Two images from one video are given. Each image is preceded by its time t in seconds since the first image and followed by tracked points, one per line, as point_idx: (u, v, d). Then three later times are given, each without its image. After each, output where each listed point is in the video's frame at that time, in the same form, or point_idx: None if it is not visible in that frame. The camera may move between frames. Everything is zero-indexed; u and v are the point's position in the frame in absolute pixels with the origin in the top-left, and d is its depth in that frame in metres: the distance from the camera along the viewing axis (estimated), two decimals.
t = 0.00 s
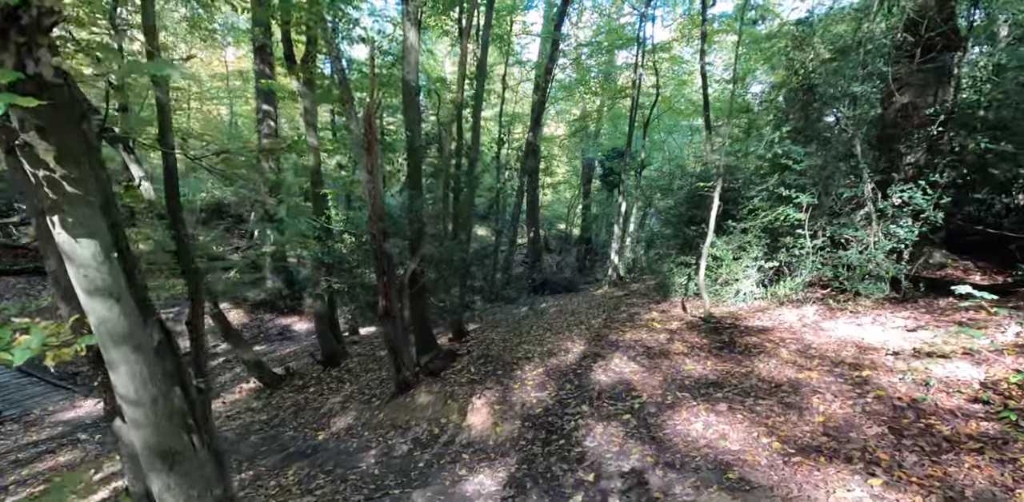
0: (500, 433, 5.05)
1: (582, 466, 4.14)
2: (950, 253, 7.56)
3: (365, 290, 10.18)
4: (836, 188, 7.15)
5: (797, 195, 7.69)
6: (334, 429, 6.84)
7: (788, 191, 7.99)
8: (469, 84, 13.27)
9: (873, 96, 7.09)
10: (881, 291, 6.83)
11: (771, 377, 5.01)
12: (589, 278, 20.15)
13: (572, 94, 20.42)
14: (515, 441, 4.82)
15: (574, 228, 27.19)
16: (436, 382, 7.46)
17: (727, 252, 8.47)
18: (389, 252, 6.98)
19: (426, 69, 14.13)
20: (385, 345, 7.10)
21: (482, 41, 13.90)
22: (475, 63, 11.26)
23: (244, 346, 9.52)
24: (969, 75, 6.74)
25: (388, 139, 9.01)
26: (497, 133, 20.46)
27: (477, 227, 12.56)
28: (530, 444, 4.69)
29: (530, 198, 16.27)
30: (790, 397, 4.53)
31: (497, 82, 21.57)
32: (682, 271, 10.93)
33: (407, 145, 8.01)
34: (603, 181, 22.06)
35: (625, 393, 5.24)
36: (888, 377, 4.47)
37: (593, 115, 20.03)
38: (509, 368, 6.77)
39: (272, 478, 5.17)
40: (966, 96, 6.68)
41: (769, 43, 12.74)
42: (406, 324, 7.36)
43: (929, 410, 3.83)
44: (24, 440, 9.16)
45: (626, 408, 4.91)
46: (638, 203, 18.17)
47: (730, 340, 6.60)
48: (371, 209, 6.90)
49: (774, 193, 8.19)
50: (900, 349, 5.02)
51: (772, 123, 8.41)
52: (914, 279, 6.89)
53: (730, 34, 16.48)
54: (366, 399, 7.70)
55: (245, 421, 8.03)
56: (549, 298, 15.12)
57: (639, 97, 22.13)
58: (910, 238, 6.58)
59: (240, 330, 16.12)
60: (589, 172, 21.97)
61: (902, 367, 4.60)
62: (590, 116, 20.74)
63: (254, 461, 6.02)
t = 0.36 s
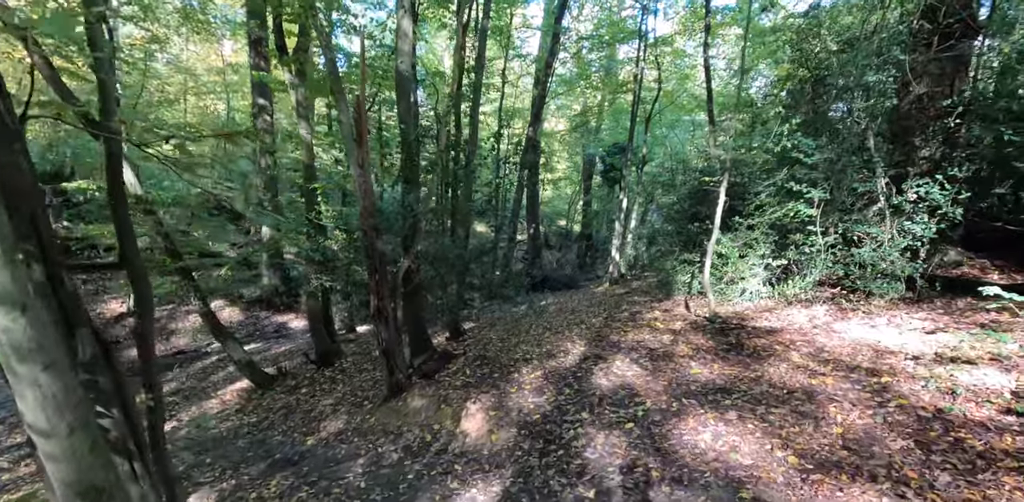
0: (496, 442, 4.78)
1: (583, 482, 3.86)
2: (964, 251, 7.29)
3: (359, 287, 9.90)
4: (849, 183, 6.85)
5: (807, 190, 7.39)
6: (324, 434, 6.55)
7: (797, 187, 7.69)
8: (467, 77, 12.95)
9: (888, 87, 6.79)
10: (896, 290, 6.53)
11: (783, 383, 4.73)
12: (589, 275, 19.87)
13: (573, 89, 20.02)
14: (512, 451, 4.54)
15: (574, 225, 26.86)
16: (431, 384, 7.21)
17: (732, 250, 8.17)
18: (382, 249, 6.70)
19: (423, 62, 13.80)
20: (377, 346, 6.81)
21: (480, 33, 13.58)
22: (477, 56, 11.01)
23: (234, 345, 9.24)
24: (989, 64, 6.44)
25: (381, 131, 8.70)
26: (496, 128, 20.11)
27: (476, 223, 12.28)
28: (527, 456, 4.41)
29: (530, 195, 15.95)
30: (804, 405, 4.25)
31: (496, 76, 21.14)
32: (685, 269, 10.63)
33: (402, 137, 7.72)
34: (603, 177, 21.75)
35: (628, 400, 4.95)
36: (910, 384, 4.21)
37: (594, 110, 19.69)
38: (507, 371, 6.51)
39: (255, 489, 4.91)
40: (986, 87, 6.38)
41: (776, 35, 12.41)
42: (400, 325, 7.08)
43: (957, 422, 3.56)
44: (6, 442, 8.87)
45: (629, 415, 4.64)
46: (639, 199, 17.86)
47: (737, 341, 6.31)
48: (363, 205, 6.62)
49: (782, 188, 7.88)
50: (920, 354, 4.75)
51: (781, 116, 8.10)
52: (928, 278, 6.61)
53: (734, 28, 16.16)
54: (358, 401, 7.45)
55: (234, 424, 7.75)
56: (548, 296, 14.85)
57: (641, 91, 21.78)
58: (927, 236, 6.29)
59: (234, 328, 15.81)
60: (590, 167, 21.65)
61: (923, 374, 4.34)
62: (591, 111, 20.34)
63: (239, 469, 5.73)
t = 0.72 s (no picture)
0: (494, 446, 4.53)
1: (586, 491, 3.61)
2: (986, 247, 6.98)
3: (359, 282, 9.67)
4: (868, 175, 6.53)
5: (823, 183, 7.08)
6: (318, 435, 6.31)
7: (812, 180, 7.37)
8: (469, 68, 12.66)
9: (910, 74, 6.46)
10: (918, 288, 6.21)
11: (802, 385, 4.45)
12: (594, 271, 19.57)
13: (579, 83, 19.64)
14: (511, 457, 4.30)
15: (578, 221, 26.52)
16: (430, 383, 6.97)
17: (744, 245, 7.86)
18: (379, 242, 6.44)
19: (424, 53, 13.51)
20: (374, 344, 6.56)
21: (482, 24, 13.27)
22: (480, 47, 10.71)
23: (230, 341, 9.03)
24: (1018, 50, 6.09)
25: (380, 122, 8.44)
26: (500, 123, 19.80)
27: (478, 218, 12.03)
28: (527, 462, 4.17)
29: (534, 189, 15.66)
30: (825, 409, 3.97)
31: (500, 70, 20.77)
32: (693, 265, 10.32)
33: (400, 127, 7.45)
34: (608, 172, 21.41)
35: (635, 402, 4.67)
36: (940, 389, 3.95)
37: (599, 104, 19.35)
38: (509, 369, 6.26)
39: (240, 494, 4.70)
40: (1015, 74, 6.04)
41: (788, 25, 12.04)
42: (397, 321, 6.83)
43: (993, 431, 3.31)
44: None
45: (636, 418, 4.37)
46: (645, 194, 17.54)
47: (750, 341, 6.03)
48: (359, 196, 6.36)
49: (797, 181, 7.57)
50: (948, 356, 4.48)
51: (796, 106, 7.76)
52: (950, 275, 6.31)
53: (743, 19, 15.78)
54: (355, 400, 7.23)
55: (227, 423, 7.52)
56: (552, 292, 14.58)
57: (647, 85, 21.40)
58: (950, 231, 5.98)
59: (234, 324, 15.60)
60: (595, 162, 21.30)
61: (953, 377, 4.08)
62: (596, 106, 19.97)
63: (228, 471, 5.49)
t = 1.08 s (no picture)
0: (500, 458, 4.29)
1: None
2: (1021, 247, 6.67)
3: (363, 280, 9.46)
4: (895, 169, 6.28)
5: (847, 179, 6.79)
6: (317, 439, 6.10)
7: (835, 174, 7.10)
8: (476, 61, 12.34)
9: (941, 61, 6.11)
10: (948, 290, 5.88)
11: (828, 395, 4.18)
12: (602, 269, 19.25)
13: (587, 78, 19.27)
14: (517, 470, 4.08)
15: (587, 218, 26.13)
16: (433, 386, 6.73)
17: (761, 244, 7.57)
18: (380, 240, 6.20)
19: (430, 46, 13.22)
20: (375, 345, 6.34)
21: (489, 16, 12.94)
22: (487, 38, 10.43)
23: (231, 340, 8.86)
24: None
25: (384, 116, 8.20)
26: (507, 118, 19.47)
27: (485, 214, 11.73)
28: (534, 477, 3.94)
29: (543, 185, 15.32)
30: (855, 423, 3.69)
31: (507, 64, 20.41)
32: (706, 264, 10.01)
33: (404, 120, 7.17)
34: (616, 168, 21.05)
35: (649, 412, 4.42)
36: (981, 402, 3.70)
37: (608, 99, 19.01)
38: (516, 372, 6.01)
39: None
40: None
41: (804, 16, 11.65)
42: (399, 322, 6.58)
43: None
44: None
45: (650, 430, 4.13)
46: (654, 190, 17.19)
47: (770, 345, 5.73)
48: (360, 192, 6.12)
49: (818, 177, 7.25)
50: (988, 366, 4.21)
51: (817, 98, 7.42)
52: (983, 277, 5.99)
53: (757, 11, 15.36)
54: (355, 402, 6.99)
55: (226, 424, 7.34)
56: (560, 290, 14.32)
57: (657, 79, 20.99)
58: (984, 230, 5.64)
59: (239, 320, 15.46)
60: (604, 158, 20.93)
61: (995, 389, 3.83)
62: (605, 100, 19.59)
63: (222, 478, 5.28)
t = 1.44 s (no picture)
0: (500, 467, 4.09)
1: None
2: None
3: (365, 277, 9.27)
4: (916, 163, 5.90)
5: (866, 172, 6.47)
6: (314, 441, 5.92)
7: (852, 168, 6.79)
8: (480, 53, 12.06)
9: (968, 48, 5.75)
10: (973, 289, 5.59)
11: (850, 402, 3.94)
12: (609, 265, 18.96)
13: (594, 71, 18.93)
14: (518, 480, 3.88)
15: (594, 213, 25.83)
16: (433, 386, 6.53)
17: (773, 240, 7.32)
18: (377, 236, 5.99)
19: (434, 38, 12.95)
20: (373, 345, 6.13)
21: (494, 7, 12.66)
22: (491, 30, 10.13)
23: (230, 338, 8.70)
24: None
25: (385, 110, 7.98)
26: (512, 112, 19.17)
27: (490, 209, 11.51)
28: (536, 488, 3.75)
29: (549, 180, 15.04)
30: (880, 434, 3.47)
31: (513, 58, 20.09)
32: (716, 260, 9.75)
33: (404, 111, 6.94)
34: (623, 163, 20.75)
35: (657, 419, 4.21)
36: (1017, 412, 3.47)
37: (615, 93, 18.67)
38: (518, 373, 5.80)
39: None
40: None
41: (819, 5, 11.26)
42: (398, 321, 6.38)
43: None
44: None
45: (660, 437, 3.92)
46: (662, 185, 16.88)
47: (785, 346, 5.49)
48: (357, 185, 5.88)
49: (834, 171, 6.98)
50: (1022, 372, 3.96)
51: (835, 88, 7.11)
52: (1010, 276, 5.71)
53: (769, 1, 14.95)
54: (354, 402, 6.81)
55: (223, 424, 7.18)
56: (566, 287, 14.09)
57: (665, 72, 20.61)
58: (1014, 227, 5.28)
59: (243, 316, 15.37)
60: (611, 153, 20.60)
61: None
62: (612, 94, 19.24)
63: (215, 482, 5.12)
